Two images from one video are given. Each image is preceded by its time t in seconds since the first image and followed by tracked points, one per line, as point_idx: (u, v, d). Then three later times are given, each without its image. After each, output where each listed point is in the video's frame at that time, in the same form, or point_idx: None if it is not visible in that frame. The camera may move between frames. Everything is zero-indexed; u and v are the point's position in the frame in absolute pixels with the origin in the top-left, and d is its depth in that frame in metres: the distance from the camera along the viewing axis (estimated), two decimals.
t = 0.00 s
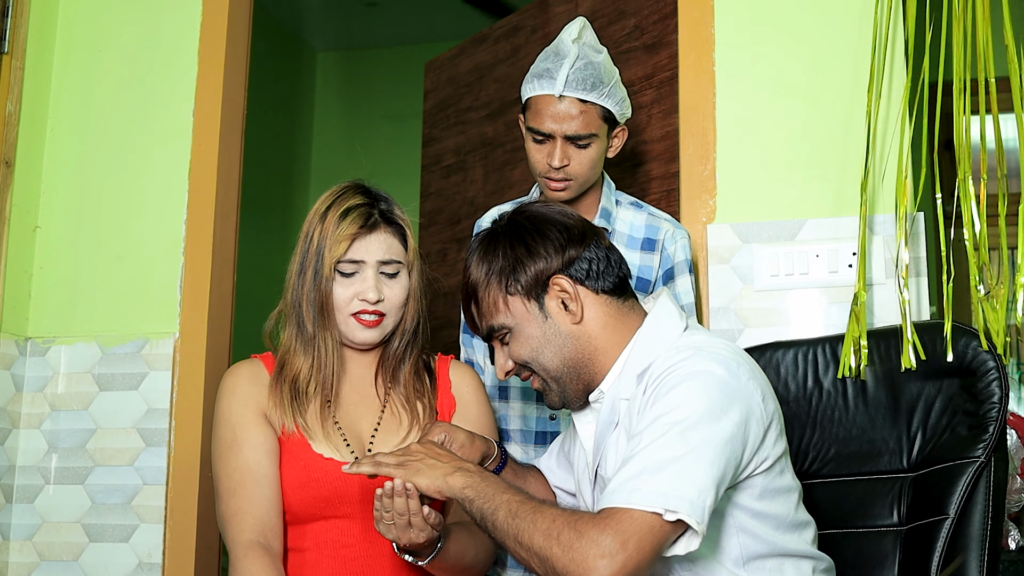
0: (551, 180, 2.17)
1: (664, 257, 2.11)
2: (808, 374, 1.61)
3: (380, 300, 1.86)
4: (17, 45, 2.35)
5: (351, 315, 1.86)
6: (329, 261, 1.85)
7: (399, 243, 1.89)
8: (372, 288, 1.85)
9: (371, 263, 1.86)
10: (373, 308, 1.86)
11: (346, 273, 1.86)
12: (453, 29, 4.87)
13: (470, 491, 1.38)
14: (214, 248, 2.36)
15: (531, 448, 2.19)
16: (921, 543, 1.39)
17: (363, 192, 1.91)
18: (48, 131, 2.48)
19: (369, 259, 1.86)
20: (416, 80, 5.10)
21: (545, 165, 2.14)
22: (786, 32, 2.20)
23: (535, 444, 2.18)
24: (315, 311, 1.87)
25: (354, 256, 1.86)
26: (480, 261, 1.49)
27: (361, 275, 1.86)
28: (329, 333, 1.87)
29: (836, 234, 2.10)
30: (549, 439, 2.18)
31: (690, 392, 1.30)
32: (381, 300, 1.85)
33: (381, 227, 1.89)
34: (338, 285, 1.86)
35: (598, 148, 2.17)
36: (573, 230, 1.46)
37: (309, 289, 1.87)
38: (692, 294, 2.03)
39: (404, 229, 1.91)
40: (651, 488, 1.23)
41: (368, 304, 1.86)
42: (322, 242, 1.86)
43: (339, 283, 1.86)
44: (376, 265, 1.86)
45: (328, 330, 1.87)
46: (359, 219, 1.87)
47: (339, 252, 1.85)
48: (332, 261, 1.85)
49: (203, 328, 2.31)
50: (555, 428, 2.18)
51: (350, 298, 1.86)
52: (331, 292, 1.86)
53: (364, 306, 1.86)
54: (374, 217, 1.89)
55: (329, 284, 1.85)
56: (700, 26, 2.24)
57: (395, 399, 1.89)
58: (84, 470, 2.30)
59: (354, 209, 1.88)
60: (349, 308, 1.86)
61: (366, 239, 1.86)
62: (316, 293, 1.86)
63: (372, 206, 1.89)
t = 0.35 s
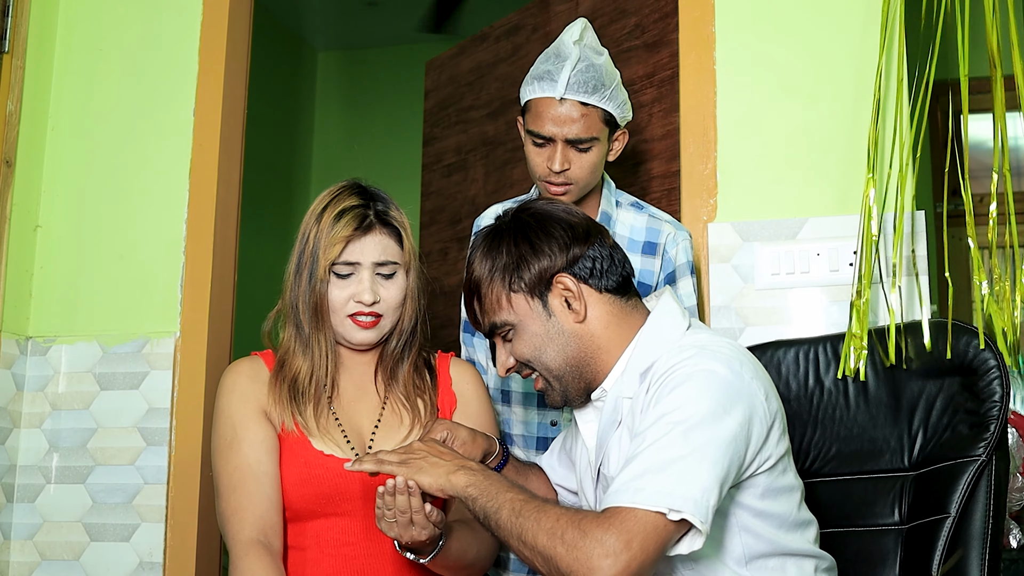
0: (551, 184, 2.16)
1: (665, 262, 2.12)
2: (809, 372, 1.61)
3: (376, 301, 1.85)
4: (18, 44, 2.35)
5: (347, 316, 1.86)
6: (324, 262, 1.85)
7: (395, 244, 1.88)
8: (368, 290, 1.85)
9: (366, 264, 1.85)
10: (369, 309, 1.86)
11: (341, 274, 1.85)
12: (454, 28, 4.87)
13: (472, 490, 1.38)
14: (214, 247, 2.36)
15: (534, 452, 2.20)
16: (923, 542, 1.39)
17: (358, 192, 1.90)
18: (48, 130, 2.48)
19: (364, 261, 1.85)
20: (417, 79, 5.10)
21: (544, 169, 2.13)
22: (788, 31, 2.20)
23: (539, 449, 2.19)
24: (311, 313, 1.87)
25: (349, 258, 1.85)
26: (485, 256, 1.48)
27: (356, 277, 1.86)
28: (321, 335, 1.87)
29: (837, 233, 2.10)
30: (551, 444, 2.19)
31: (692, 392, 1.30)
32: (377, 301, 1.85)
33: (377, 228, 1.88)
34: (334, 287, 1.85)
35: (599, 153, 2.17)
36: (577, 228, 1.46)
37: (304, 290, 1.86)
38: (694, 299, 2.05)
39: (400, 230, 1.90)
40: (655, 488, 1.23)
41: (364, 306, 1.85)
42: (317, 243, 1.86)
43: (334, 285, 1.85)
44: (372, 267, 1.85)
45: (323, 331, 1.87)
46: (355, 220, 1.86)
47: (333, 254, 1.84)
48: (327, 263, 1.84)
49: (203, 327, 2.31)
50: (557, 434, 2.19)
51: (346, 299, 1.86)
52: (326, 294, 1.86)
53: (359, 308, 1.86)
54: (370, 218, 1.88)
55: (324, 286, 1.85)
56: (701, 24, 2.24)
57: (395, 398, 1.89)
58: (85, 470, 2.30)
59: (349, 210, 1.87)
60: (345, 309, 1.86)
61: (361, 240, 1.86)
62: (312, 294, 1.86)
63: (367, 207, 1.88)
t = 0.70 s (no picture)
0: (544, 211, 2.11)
1: (659, 282, 2.08)
2: (810, 371, 1.61)
3: (373, 302, 1.85)
4: (19, 44, 2.35)
5: (345, 318, 1.86)
6: (319, 264, 1.84)
7: (391, 244, 1.88)
8: (365, 292, 1.85)
9: (362, 266, 1.85)
10: (366, 311, 1.86)
11: (337, 276, 1.85)
12: (456, 28, 4.87)
13: (474, 491, 1.38)
14: (215, 246, 2.36)
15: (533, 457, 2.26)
16: (925, 541, 1.39)
17: (354, 193, 1.90)
18: (49, 130, 2.48)
19: (360, 263, 1.85)
20: (418, 79, 5.10)
21: (536, 194, 2.09)
22: (788, 29, 2.20)
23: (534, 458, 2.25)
24: (307, 315, 1.87)
25: (345, 260, 1.85)
26: (490, 253, 1.48)
27: (352, 279, 1.86)
28: (318, 339, 1.87)
29: (838, 232, 2.10)
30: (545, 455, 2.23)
31: (696, 393, 1.30)
32: (373, 302, 1.85)
33: (372, 229, 1.88)
34: (330, 289, 1.85)
35: (593, 181, 2.13)
36: (582, 228, 1.46)
37: (300, 292, 1.87)
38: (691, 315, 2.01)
39: (396, 230, 1.89)
40: (659, 489, 1.23)
41: (360, 308, 1.85)
42: (312, 245, 1.86)
43: (330, 287, 1.85)
44: (368, 268, 1.85)
45: (319, 334, 1.87)
46: (350, 221, 1.86)
47: (328, 257, 1.84)
48: (322, 265, 1.84)
49: (204, 327, 2.31)
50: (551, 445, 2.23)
51: (343, 301, 1.86)
52: (322, 296, 1.86)
53: (356, 310, 1.86)
54: (365, 219, 1.88)
55: (320, 288, 1.85)
56: (702, 24, 2.24)
57: (396, 397, 1.89)
58: (86, 469, 2.30)
59: (343, 212, 1.87)
60: (342, 311, 1.86)
61: (356, 242, 1.86)
62: (307, 297, 1.86)
63: (363, 208, 1.88)
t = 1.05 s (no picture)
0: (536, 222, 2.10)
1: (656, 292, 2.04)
2: (811, 370, 1.61)
3: (372, 302, 1.85)
4: (19, 43, 2.35)
5: (344, 318, 1.86)
6: (317, 264, 1.84)
7: (389, 244, 1.88)
8: (363, 292, 1.85)
9: (360, 266, 1.85)
10: (365, 310, 1.86)
11: (335, 276, 1.85)
12: (457, 27, 4.88)
13: (475, 492, 1.38)
14: (216, 246, 2.36)
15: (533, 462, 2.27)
16: (926, 540, 1.39)
17: (352, 193, 1.90)
18: (50, 129, 2.48)
19: (358, 263, 1.85)
20: (418, 78, 5.11)
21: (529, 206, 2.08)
22: (788, 29, 2.20)
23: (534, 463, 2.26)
24: (307, 315, 1.87)
25: (342, 260, 1.85)
26: (491, 252, 1.48)
27: (351, 279, 1.86)
28: (316, 339, 1.87)
29: (839, 232, 2.10)
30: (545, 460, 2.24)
31: (698, 394, 1.30)
32: (372, 302, 1.85)
33: (370, 229, 1.87)
34: (329, 289, 1.85)
35: (586, 195, 2.12)
36: (584, 228, 1.46)
37: (299, 292, 1.87)
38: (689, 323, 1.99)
39: (394, 229, 1.89)
40: (660, 491, 1.23)
41: (359, 307, 1.85)
42: (310, 245, 1.86)
43: (329, 288, 1.85)
44: (366, 268, 1.85)
45: (318, 334, 1.87)
46: (348, 221, 1.86)
47: (326, 257, 1.84)
48: (320, 266, 1.84)
49: (204, 327, 2.31)
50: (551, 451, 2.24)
51: (341, 301, 1.86)
52: (321, 296, 1.86)
53: (355, 309, 1.86)
54: (363, 218, 1.88)
55: (319, 288, 1.85)
56: (703, 23, 2.24)
57: (397, 398, 1.89)
58: (87, 469, 2.31)
59: (341, 211, 1.87)
60: (341, 311, 1.86)
61: (354, 242, 1.86)
62: (307, 297, 1.86)
63: (360, 208, 1.88)
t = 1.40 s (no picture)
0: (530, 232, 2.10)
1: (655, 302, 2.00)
2: (812, 370, 1.62)
3: (372, 302, 1.86)
4: (20, 43, 2.35)
5: (344, 318, 1.86)
6: (318, 264, 1.84)
7: (388, 243, 1.88)
8: (363, 291, 1.85)
9: (360, 266, 1.85)
10: (365, 310, 1.86)
11: (335, 276, 1.85)
12: (458, 27, 4.88)
13: (476, 492, 1.38)
14: (216, 246, 2.36)
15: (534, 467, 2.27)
16: (927, 539, 1.39)
17: (351, 193, 1.90)
18: (51, 130, 2.49)
19: (358, 263, 1.85)
20: (419, 78, 5.11)
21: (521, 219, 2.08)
22: (789, 29, 2.20)
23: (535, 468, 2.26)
24: (307, 315, 1.87)
25: (342, 260, 1.85)
26: (493, 250, 1.48)
27: (351, 279, 1.86)
28: (317, 338, 1.87)
29: (840, 231, 2.10)
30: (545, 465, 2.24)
31: (699, 394, 1.30)
32: (372, 302, 1.85)
33: (370, 229, 1.88)
34: (330, 289, 1.86)
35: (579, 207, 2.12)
36: (586, 228, 1.46)
37: (299, 293, 1.87)
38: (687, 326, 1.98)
39: (393, 229, 1.89)
40: (661, 492, 1.23)
41: (359, 307, 1.86)
42: (310, 245, 1.86)
43: (329, 288, 1.85)
44: (366, 268, 1.85)
45: (318, 334, 1.88)
46: (347, 221, 1.86)
47: (326, 257, 1.84)
48: (319, 266, 1.84)
49: (205, 326, 2.31)
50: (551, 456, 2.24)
51: (342, 301, 1.86)
52: (321, 296, 1.86)
53: (356, 309, 1.86)
54: (362, 218, 1.88)
55: (319, 288, 1.85)
56: (703, 23, 2.24)
57: (398, 397, 1.89)
58: (88, 469, 2.31)
59: (341, 211, 1.87)
60: (342, 311, 1.86)
61: (353, 242, 1.86)
62: (307, 297, 1.86)
63: (360, 208, 1.88)
